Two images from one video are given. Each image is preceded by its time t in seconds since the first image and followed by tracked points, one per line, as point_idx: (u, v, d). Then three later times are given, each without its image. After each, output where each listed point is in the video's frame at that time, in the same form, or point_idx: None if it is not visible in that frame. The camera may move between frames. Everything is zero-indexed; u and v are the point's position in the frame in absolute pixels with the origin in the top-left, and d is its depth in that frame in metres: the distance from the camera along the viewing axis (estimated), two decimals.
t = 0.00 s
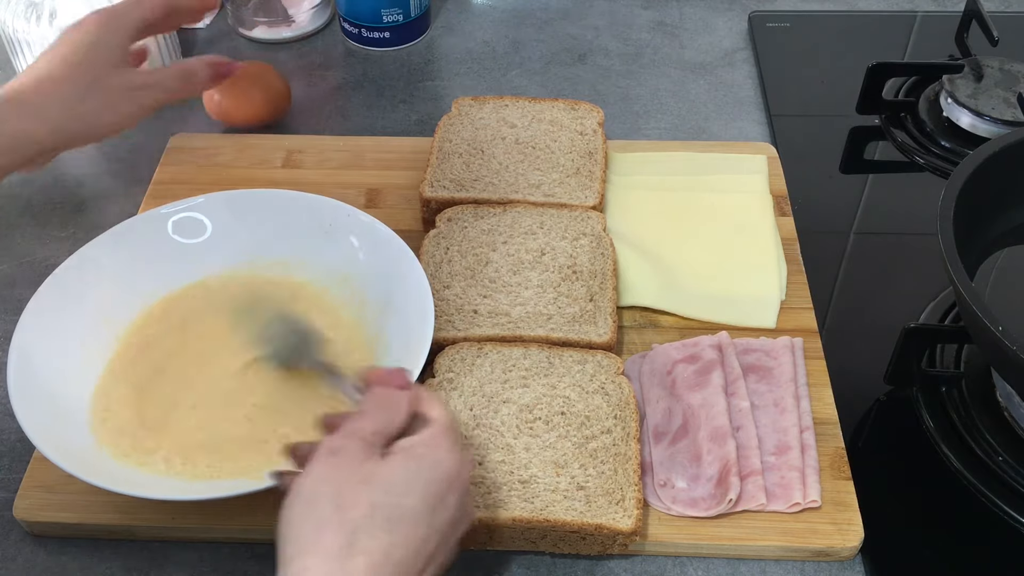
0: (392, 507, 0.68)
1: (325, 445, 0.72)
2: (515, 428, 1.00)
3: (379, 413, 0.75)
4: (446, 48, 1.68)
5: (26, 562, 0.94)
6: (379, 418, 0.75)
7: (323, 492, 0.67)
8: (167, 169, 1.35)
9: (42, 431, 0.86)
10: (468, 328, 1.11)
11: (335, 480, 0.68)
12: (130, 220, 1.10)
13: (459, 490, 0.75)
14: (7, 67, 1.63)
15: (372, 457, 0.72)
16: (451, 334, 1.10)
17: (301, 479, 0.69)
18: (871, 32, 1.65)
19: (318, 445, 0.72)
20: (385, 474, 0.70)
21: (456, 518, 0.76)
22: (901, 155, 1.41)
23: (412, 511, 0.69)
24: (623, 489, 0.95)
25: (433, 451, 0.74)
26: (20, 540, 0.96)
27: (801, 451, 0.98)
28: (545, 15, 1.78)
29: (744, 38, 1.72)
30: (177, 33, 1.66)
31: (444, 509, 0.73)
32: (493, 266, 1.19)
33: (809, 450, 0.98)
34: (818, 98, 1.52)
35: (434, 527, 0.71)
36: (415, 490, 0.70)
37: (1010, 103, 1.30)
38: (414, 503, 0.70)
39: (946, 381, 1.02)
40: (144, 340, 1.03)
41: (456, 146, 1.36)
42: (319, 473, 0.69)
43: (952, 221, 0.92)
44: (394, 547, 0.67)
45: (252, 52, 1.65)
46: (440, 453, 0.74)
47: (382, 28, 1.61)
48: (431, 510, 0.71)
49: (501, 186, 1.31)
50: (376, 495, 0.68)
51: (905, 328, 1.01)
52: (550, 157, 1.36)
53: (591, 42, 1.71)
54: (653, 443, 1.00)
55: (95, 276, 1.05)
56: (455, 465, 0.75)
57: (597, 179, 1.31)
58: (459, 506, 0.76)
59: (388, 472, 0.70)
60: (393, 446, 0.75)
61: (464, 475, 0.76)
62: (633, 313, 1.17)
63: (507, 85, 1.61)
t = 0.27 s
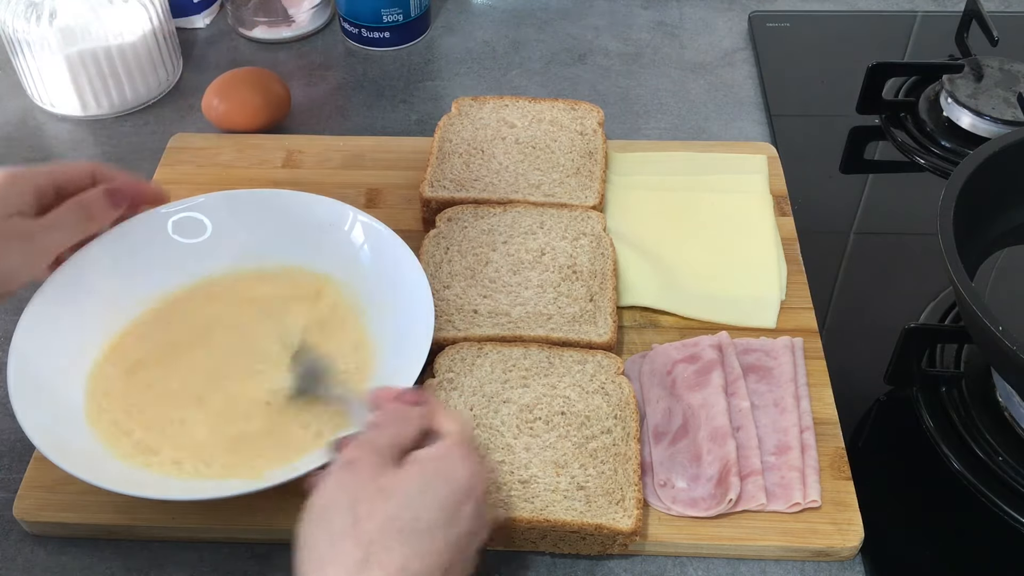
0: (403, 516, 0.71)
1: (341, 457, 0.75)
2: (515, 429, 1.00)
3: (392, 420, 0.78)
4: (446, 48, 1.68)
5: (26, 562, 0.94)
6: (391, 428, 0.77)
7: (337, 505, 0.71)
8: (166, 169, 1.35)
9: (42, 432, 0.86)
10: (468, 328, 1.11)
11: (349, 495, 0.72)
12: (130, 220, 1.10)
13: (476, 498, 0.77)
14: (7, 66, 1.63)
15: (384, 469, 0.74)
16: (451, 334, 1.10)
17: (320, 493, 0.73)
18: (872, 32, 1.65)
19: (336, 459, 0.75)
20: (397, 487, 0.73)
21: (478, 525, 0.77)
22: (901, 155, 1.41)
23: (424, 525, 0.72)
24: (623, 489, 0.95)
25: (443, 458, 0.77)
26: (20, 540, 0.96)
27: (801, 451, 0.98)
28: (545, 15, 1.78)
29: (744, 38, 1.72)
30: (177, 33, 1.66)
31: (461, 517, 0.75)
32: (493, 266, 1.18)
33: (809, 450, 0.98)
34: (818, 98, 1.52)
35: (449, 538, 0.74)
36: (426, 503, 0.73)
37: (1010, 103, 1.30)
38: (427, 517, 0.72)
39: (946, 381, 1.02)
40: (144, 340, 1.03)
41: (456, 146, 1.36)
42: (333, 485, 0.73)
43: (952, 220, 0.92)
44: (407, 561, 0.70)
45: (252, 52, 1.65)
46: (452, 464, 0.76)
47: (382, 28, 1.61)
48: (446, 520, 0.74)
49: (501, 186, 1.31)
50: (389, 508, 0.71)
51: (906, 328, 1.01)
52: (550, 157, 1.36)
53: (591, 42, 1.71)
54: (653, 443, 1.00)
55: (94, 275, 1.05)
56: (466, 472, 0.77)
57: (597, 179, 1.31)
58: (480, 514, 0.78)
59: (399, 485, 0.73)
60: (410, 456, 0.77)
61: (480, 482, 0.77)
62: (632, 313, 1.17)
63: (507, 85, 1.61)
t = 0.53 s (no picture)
0: None
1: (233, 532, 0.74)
2: (515, 428, 0.99)
3: (303, 493, 0.76)
4: (446, 48, 1.68)
5: (26, 562, 0.94)
6: (297, 504, 0.75)
7: None
8: (166, 169, 1.35)
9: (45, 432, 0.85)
10: (468, 327, 1.11)
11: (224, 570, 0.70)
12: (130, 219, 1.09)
13: None
14: (7, 67, 1.63)
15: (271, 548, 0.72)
16: (451, 334, 1.10)
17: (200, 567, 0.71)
18: (872, 32, 1.65)
19: (228, 534, 0.74)
20: (278, 564, 0.71)
21: None
22: (901, 155, 1.41)
23: None
24: (623, 489, 0.95)
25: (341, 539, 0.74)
26: (20, 540, 0.96)
27: (801, 451, 0.98)
28: (545, 15, 1.78)
29: (744, 38, 1.72)
30: (177, 33, 1.66)
31: None
32: (493, 266, 1.18)
33: (809, 450, 0.98)
34: (818, 98, 1.52)
35: None
36: None
37: (1010, 103, 1.30)
38: None
39: (946, 381, 1.02)
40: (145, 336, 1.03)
41: (456, 146, 1.36)
42: (213, 561, 0.71)
43: (952, 220, 0.92)
44: None
45: (252, 52, 1.65)
46: (345, 550, 0.73)
47: (382, 28, 1.61)
48: None
49: (501, 186, 1.31)
50: None
51: (906, 328, 1.01)
52: (550, 157, 1.36)
53: (591, 42, 1.71)
54: (654, 443, 1.00)
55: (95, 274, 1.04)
56: (359, 560, 0.74)
57: (597, 179, 1.31)
58: None
59: (282, 563, 0.71)
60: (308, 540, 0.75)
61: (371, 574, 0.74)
62: (632, 313, 1.17)
63: (507, 85, 1.61)
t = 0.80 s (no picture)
0: (211, 534, 0.74)
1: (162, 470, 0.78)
2: (515, 429, 0.99)
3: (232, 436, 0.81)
4: (446, 48, 1.68)
5: (26, 562, 0.94)
6: (223, 446, 0.79)
7: (145, 517, 0.74)
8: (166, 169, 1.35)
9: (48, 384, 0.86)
10: (468, 328, 1.11)
11: (157, 507, 0.75)
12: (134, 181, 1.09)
13: (294, 529, 0.79)
14: (7, 66, 1.63)
15: (202, 485, 0.77)
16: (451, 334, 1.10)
17: (133, 503, 0.76)
18: (872, 32, 1.65)
19: (158, 471, 0.78)
20: (211, 502, 0.76)
21: (296, 555, 0.80)
22: (901, 155, 1.41)
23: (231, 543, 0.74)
24: (623, 489, 0.95)
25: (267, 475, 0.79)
26: (20, 540, 0.96)
27: (801, 451, 0.98)
28: (545, 15, 1.78)
29: (744, 38, 1.72)
30: (177, 33, 1.66)
31: (272, 542, 0.77)
32: (493, 266, 1.18)
33: (809, 450, 0.98)
34: (818, 98, 1.52)
35: (256, 560, 0.75)
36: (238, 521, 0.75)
37: (1010, 103, 1.30)
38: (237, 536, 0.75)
39: (946, 381, 1.02)
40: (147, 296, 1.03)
41: (456, 146, 1.36)
42: (145, 498, 0.75)
43: (952, 220, 0.92)
44: None
45: (252, 52, 1.65)
46: (277, 490, 0.79)
47: (382, 28, 1.61)
48: (257, 544, 0.76)
49: (501, 186, 1.31)
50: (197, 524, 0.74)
51: (906, 328, 1.01)
52: (550, 157, 1.36)
53: (591, 42, 1.71)
54: (654, 443, 1.00)
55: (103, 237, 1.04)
56: (292, 496, 0.80)
57: (597, 180, 1.31)
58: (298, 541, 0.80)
59: (214, 502, 0.76)
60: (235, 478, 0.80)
61: (300, 510, 0.80)
62: (632, 313, 1.17)
63: (507, 85, 1.61)
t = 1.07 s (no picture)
0: (188, 486, 0.78)
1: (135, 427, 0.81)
2: (515, 429, 0.99)
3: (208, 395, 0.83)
4: (446, 48, 1.68)
5: (26, 562, 0.94)
6: (191, 404, 0.81)
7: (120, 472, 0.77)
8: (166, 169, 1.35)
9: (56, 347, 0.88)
10: (468, 328, 1.11)
11: (133, 461, 0.78)
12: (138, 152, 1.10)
13: (269, 481, 0.83)
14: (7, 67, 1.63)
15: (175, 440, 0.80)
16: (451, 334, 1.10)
17: (110, 459, 0.79)
18: (872, 32, 1.65)
19: (131, 429, 0.81)
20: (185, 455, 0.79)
21: (271, 506, 0.84)
22: (901, 155, 1.41)
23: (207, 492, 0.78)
24: (623, 489, 0.95)
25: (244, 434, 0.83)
26: (20, 540, 0.96)
27: (801, 451, 0.98)
28: (545, 15, 1.78)
29: (744, 38, 1.72)
30: (177, 33, 1.66)
31: (248, 494, 0.81)
32: (493, 266, 1.18)
33: (809, 450, 0.98)
34: (818, 98, 1.52)
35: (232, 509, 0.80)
36: (213, 472, 0.79)
37: (1010, 103, 1.30)
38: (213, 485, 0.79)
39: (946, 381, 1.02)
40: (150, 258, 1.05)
41: (456, 145, 1.36)
42: (121, 455, 0.79)
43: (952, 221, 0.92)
44: (182, 521, 0.76)
45: (252, 52, 1.65)
46: (251, 445, 0.83)
47: (382, 28, 1.61)
48: (232, 493, 0.80)
49: (501, 186, 1.31)
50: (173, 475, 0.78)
51: (906, 328, 1.01)
52: (550, 157, 1.36)
53: (591, 42, 1.71)
54: (654, 443, 1.00)
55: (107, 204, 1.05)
56: (267, 451, 0.84)
57: (597, 180, 1.31)
58: (272, 493, 0.84)
59: (188, 455, 0.79)
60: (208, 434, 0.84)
61: (274, 463, 0.84)
62: (632, 313, 1.17)
63: (507, 85, 1.61)
